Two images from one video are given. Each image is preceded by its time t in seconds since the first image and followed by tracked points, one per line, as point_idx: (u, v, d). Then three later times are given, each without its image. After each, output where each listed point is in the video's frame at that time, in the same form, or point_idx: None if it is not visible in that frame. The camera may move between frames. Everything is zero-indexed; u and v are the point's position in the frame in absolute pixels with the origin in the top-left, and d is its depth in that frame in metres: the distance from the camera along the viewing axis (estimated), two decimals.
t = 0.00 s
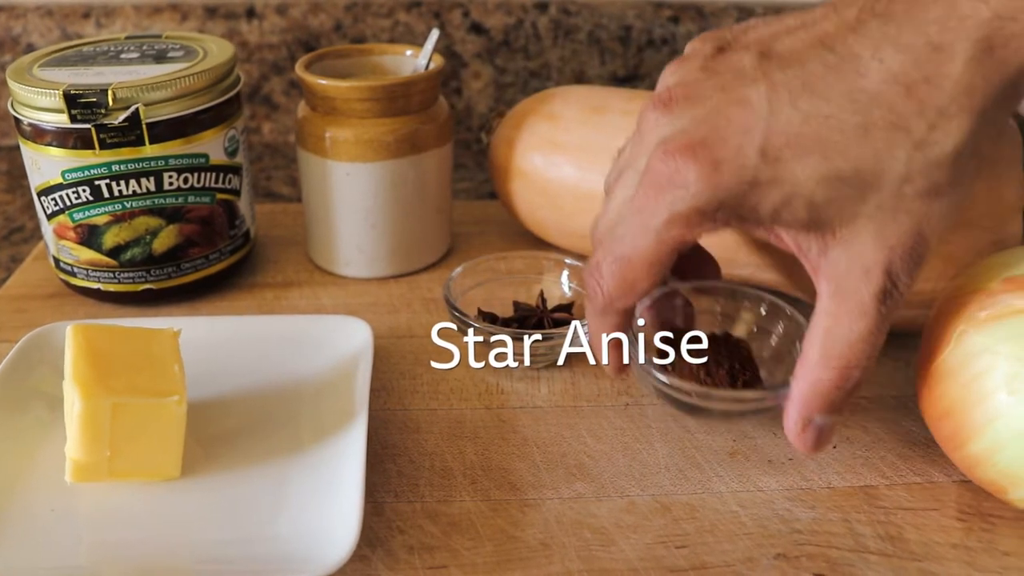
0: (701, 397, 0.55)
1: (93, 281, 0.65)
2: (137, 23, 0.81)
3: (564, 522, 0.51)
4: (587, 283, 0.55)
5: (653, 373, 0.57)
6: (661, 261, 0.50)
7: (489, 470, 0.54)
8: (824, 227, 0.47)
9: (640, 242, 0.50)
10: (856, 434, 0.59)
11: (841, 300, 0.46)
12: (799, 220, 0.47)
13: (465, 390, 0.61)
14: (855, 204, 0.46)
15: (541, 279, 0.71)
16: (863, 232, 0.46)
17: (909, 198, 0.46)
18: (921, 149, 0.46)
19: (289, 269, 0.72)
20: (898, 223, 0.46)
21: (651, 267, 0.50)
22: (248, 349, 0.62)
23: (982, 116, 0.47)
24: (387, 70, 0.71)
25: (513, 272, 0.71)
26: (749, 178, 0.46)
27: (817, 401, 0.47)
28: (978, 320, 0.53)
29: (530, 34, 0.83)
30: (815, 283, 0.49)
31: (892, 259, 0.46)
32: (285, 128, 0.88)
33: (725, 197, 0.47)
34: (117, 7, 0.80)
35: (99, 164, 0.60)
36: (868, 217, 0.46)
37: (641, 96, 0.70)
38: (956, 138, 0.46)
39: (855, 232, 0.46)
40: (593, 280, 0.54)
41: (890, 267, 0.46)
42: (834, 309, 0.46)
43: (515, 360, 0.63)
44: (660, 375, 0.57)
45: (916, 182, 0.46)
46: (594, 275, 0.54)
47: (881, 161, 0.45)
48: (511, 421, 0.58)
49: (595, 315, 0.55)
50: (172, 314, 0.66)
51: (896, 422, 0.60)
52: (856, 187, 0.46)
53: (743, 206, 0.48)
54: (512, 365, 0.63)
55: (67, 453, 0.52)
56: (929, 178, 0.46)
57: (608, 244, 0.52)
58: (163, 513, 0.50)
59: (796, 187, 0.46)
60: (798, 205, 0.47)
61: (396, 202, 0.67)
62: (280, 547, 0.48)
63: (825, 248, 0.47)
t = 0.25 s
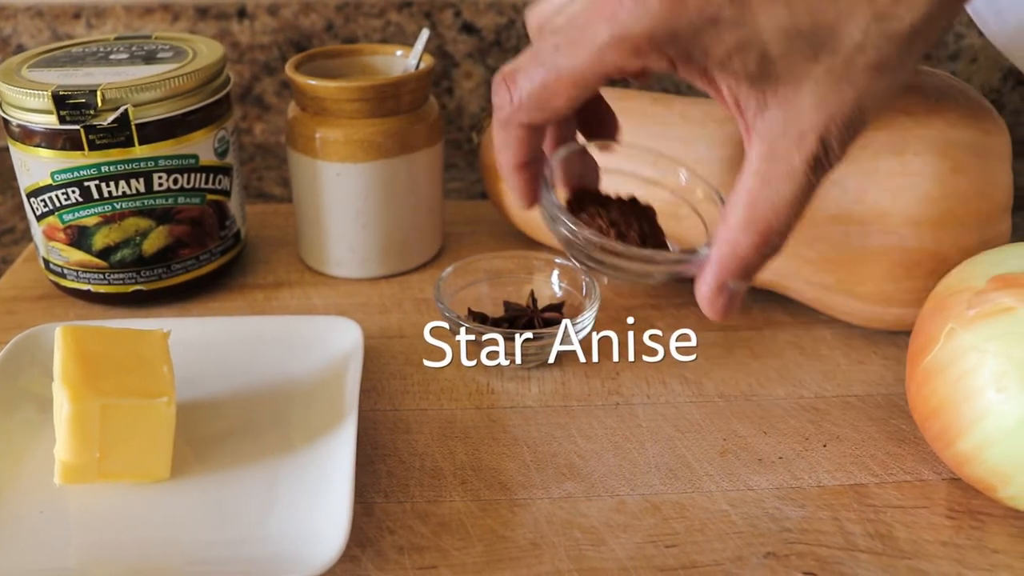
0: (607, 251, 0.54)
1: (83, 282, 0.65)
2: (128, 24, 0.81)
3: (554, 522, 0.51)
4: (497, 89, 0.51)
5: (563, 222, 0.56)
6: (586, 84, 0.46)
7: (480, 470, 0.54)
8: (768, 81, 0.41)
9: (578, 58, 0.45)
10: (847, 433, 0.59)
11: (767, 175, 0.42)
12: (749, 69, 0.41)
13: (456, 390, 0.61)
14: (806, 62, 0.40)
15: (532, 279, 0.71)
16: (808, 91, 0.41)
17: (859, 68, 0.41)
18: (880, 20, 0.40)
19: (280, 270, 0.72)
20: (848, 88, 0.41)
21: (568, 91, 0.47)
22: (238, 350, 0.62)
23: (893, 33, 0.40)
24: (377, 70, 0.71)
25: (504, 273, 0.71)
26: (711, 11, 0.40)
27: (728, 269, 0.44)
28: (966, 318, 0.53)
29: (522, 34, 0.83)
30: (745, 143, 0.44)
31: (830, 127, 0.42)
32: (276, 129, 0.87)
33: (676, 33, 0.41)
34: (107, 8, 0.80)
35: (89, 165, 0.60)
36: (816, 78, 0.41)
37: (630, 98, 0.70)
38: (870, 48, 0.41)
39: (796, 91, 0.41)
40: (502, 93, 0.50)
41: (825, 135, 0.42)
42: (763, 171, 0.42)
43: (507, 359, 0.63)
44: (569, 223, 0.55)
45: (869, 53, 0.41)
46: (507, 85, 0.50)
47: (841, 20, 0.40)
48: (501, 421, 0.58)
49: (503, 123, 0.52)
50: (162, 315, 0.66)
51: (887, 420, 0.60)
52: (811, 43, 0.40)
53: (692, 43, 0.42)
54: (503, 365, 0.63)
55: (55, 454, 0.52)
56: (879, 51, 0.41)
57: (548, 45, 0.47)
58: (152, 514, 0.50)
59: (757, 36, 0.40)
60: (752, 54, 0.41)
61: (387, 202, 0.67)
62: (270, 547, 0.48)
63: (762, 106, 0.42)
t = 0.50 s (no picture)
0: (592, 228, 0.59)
1: (73, 284, 0.65)
2: (119, 25, 0.81)
3: (544, 522, 0.51)
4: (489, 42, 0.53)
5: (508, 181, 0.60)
6: (580, 24, 0.50)
7: (469, 470, 0.54)
8: (744, 18, 0.48)
9: None
10: (837, 432, 0.59)
11: (734, 114, 0.49)
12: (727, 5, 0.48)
13: (446, 390, 0.61)
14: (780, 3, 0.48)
15: (522, 279, 0.71)
16: (779, 29, 0.48)
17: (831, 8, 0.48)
18: None
19: (270, 270, 0.72)
20: (819, 27, 0.48)
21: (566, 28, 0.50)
22: (228, 350, 0.62)
23: None
24: (367, 70, 0.71)
25: (493, 273, 0.71)
26: None
27: (695, 198, 0.52)
28: (954, 316, 0.53)
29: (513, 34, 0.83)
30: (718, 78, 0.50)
31: (798, 64, 0.49)
32: (267, 129, 0.87)
33: None
34: (98, 9, 0.80)
35: (78, 167, 0.60)
36: (790, 18, 0.48)
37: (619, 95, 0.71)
38: None
39: (768, 29, 0.48)
40: (498, 46, 0.53)
41: (794, 71, 0.49)
42: (730, 108, 0.49)
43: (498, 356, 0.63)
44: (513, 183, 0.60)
45: None
46: (502, 35, 0.52)
47: None
48: (491, 421, 0.58)
49: (493, 76, 0.55)
50: (152, 317, 0.66)
51: (876, 419, 0.60)
52: None
53: None
54: (493, 365, 0.63)
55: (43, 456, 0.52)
56: None
57: None
58: (141, 516, 0.50)
59: None
60: None
61: (378, 203, 0.67)
62: (259, 548, 0.48)
63: (736, 41, 0.49)
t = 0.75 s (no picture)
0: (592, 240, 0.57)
1: (62, 285, 0.64)
2: (109, 25, 0.80)
3: (533, 521, 0.51)
4: (492, 47, 0.55)
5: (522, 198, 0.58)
6: (577, 43, 0.50)
7: (459, 470, 0.54)
8: (743, 41, 0.47)
9: (567, 16, 0.49)
10: (826, 430, 0.59)
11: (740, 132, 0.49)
12: (724, 27, 0.47)
13: (436, 390, 0.61)
14: (779, 24, 0.47)
15: (513, 279, 0.71)
16: (779, 50, 0.48)
17: (826, 28, 0.48)
18: None
19: (261, 271, 0.72)
20: (816, 46, 0.48)
21: (563, 47, 0.51)
22: (218, 352, 0.62)
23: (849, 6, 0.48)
24: (357, 71, 0.71)
25: (483, 273, 0.71)
26: None
27: (707, 214, 0.52)
28: (942, 315, 0.53)
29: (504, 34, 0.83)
30: (720, 96, 0.50)
31: (799, 82, 0.49)
32: (259, 130, 0.87)
33: None
34: (88, 9, 0.79)
35: (66, 168, 0.60)
36: (787, 39, 0.47)
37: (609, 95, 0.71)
38: (835, 10, 0.48)
39: (767, 51, 0.48)
40: (500, 50, 0.55)
41: (795, 88, 0.49)
42: (735, 126, 0.49)
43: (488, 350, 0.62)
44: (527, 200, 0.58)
45: (834, 15, 0.48)
46: (503, 44, 0.54)
47: None
48: (481, 421, 0.58)
49: (496, 78, 0.57)
50: (142, 318, 0.66)
51: (866, 417, 0.60)
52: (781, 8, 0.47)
53: (672, 2, 0.46)
54: (484, 364, 0.63)
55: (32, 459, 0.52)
56: (844, 13, 0.48)
57: None
58: (130, 518, 0.50)
59: None
60: (729, 12, 0.46)
61: (368, 203, 0.67)
62: (248, 549, 0.48)
63: (736, 62, 0.48)
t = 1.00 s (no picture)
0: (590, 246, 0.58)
1: (51, 287, 0.64)
2: (98, 26, 0.80)
3: (522, 521, 0.51)
4: (481, 59, 0.53)
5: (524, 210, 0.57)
6: (570, 49, 0.49)
7: (448, 470, 0.54)
8: (733, 41, 0.47)
9: (559, 23, 0.48)
10: (816, 429, 0.59)
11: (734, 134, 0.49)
12: (714, 28, 0.46)
13: (425, 391, 0.61)
14: (769, 22, 0.46)
15: (502, 279, 0.71)
16: (769, 50, 0.47)
17: (817, 26, 0.47)
18: None
19: (250, 272, 0.72)
20: (807, 45, 0.47)
21: (554, 50, 0.50)
22: (207, 353, 0.62)
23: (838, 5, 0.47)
24: (346, 71, 0.71)
25: (472, 273, 0.71)
26: None
27: (705, 219, 0.51)
28: (930, 313, 0.53)
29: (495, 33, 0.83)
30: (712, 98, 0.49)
31: (791, 82, 0.48)
32: (249, 131, 0.87)
33: None
34: (76, 9, 0.79)
35: (54, 169, 0.60)
36: (778, 38, 0.47)
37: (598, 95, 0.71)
38: (826, 7, 0.47)
39: (759, 51, 0.47)
40: (489, 63, 0.53)
41: (787, 88, 0.48)
42: (729, 129, 0.48)
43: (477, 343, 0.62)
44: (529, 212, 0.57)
45: (824, 13, 0.47)
46: (494, 55, 0.52)
47: None
48: (470, 421, 0.58)
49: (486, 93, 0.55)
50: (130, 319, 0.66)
51: (856, 415, 0.60)
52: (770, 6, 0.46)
53: (662, 3, 0.46)
54: (473, 364, 0.63)
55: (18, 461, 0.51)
56: (834, 10, 0.47)
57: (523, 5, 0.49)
58: (117, 520, 0.50)
59: None
60: (719, 12, 0.46)
61: (358, 203, 0.67)
62: (235, 551, 0.48)
63: (727, 63, 0.48)
